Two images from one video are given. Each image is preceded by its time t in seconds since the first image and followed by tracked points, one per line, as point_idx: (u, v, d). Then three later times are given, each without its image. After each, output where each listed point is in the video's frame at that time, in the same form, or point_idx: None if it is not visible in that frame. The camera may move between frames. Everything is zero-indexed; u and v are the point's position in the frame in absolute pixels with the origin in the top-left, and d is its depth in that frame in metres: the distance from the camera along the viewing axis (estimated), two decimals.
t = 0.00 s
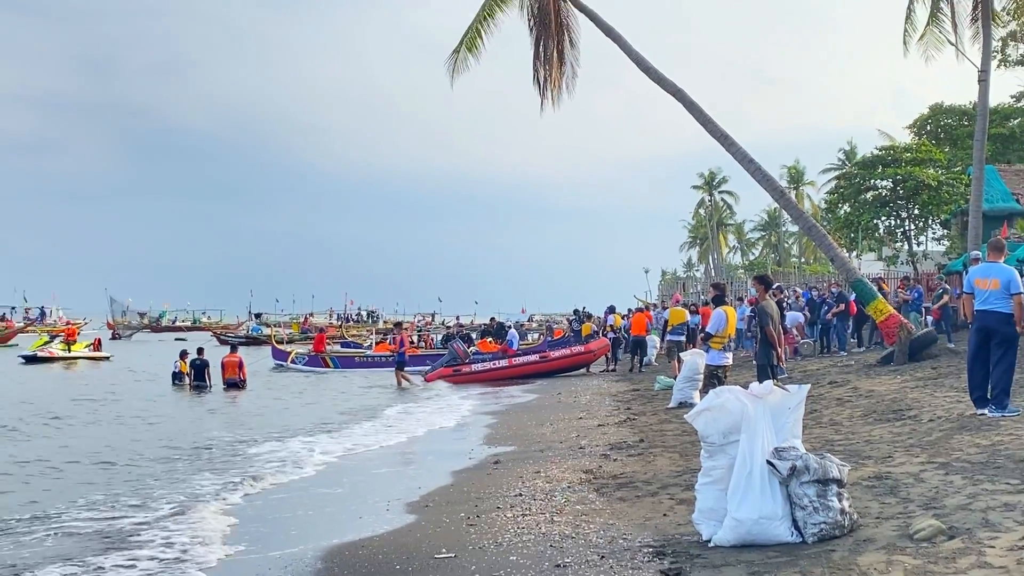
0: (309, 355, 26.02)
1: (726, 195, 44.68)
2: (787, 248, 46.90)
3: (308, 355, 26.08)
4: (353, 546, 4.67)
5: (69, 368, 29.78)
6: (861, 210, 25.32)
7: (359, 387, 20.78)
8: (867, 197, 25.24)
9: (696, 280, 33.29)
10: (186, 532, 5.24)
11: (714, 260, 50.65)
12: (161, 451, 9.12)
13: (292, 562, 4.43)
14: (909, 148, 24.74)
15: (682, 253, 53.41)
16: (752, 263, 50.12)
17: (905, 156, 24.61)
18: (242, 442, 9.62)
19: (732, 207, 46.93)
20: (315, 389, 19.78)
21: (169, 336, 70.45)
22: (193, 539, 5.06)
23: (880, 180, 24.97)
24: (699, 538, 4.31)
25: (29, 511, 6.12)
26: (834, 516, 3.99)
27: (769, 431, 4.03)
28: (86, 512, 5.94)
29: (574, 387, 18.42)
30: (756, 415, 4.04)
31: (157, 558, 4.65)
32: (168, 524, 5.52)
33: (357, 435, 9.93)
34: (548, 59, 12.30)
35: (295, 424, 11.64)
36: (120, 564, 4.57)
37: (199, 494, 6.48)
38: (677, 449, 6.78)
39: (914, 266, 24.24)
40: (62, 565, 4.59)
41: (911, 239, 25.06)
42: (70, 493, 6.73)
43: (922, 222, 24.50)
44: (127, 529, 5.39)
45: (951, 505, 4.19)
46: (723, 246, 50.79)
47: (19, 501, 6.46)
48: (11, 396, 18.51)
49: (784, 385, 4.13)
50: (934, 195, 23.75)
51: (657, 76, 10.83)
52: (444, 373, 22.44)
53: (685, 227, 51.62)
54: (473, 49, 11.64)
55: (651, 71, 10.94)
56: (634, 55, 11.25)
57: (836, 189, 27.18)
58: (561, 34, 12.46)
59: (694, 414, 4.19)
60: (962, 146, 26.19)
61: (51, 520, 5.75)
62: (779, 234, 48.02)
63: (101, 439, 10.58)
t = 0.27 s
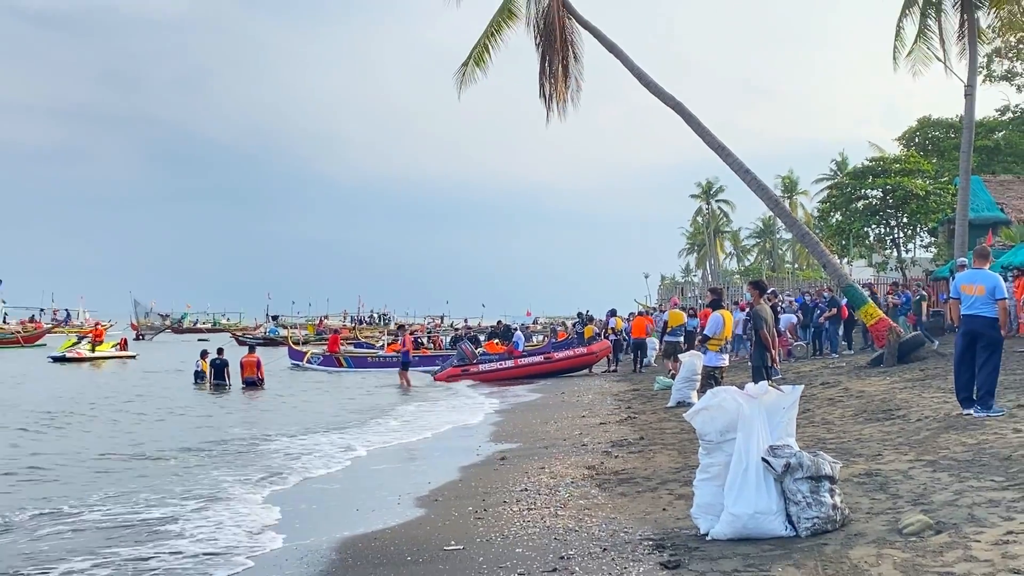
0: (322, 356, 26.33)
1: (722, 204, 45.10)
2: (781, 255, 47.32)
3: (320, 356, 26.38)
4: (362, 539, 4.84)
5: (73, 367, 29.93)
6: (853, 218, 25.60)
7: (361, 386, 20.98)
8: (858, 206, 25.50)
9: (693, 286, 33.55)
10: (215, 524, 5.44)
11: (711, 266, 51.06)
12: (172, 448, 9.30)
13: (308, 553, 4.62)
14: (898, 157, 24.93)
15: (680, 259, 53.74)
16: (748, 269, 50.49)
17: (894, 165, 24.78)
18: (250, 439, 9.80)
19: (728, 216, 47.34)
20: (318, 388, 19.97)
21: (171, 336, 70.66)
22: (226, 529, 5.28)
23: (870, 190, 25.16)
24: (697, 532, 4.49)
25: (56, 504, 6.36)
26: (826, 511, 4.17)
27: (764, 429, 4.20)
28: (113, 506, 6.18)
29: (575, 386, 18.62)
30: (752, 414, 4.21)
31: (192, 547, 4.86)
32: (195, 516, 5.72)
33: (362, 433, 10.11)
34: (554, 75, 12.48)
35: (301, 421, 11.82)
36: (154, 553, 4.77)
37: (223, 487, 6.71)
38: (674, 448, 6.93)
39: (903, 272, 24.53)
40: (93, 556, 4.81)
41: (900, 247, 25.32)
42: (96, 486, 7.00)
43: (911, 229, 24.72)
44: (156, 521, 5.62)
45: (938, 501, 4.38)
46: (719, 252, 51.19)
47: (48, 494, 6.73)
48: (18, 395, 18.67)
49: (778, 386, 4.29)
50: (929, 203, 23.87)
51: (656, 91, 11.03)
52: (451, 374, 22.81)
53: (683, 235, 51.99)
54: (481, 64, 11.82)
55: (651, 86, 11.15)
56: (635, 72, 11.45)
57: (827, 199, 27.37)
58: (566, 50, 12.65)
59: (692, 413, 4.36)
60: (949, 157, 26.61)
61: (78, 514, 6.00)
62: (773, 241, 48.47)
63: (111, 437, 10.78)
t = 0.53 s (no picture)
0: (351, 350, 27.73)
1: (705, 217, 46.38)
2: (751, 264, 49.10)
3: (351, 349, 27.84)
4: (386, 514, 5.68)
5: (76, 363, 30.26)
6: (814, 232, 26.09)
7: (362, 379, 21.65)
8: (819, 221, 25.99)
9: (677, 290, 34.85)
10: (262, 500, 6.25)
11: (692, 273, 52.70)
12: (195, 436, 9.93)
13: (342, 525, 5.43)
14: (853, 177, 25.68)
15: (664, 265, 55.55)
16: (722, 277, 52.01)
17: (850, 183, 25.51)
18: (266, 426, 10.44)
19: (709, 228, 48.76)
20: (321, 381, 20.63)
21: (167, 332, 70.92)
22: (271, 505, 6.09)
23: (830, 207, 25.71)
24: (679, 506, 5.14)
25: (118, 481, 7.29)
26: (791, 487, 4.79)
27: (737, 415, 4.81)
28: (169, 482, 7.05)
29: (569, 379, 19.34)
30: (726, 402, 4.82)
31: (243, 521, 5.70)
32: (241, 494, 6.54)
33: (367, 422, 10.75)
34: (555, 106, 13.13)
35: (308, 411, 12.48)
36: (210, 525, 5.62)
37: (264, 467, 7.52)
38: (656, 434, 7.57)
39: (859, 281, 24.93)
40: (158, 527, 5.66)
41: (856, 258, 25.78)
42: (148, 464, 7.90)
43: (865, 242, 25.25)
44: (208, 496, 6.47)
45: (890, 479, 5.03)
46: (699, 260, 52.97)
47: (109, 471, 7.68)
48: (29, 388, 19.10)
49: (750, 378, 4.90)
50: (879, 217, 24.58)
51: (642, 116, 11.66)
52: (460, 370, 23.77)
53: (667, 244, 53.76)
54: (490, 97, 12.40)
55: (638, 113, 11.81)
56: (626, 100, 12.03)
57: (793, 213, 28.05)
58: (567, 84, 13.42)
59: (675, 402, 4.96)
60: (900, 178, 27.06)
61: (141, 491, 6.90)
62: (746, 251, 50.36)
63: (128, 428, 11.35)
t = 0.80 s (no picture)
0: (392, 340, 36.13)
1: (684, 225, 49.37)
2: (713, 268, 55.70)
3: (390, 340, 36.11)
4: (413, 480, 7.43)
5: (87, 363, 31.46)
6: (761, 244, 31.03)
7: (365, 373, 23.24)
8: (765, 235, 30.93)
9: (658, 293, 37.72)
10: (312, 472, 8.12)
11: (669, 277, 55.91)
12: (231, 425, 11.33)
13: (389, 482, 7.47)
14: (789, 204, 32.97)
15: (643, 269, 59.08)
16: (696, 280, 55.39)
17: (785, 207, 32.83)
18: (291, 418, 11.92)
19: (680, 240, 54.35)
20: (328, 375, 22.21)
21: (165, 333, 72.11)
22: (318, 477, 7.92)
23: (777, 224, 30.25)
24: (651, 465, 6.47)
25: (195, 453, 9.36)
26: (739, 450, 6.03)
27: (695, 393, 6.03)
28: (238, 456, 9.05)
29: (555, 372, 21.04)
30: (687, 383, 6.04)
31: (297, 485, 7.58)
32: (296, 466, 8.44)
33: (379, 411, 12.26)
34: (552, 146, 16.21)
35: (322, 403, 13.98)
36: (274, 486, 7.53)
37: (310, 448, 9.37)
38: (632, 411, 8.96)
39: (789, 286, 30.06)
40: (236, 485, 7.62)
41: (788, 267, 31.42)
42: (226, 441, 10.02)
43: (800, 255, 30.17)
44: (269, 467, 8.41)
45: (818, 444, 6.33)
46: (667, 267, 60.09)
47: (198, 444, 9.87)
48: (54, 386, 20.31)
49: (706, 363, 6.11)
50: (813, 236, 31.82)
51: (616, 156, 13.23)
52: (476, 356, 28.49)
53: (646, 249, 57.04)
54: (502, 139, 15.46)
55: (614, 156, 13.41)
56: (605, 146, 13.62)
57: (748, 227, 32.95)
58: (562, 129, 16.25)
59: (647, 382, 6.18)
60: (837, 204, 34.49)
61: (217, 461, 8.90)
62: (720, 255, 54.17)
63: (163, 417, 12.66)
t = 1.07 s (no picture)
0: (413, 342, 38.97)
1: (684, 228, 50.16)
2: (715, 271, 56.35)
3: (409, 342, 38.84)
4: (423, 472, 7.87)
5: (98, 363, 32.06)
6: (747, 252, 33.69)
7: (371, 373, 23.80)
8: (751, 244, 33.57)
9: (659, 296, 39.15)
10: (327, 465, 8.57)
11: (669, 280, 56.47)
12: (247, 421, 11.82)
13: (397, 476, 7.81)
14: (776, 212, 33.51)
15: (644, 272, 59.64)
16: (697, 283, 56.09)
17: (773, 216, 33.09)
18: (302, 416, 12.38)
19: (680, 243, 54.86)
20: (335, 374, 22.73)
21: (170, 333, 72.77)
22: (332, 469, 8.38)
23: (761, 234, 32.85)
24: (647, 458, 6.88)
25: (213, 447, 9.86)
26: (729, 443, 6.43)
27: (688, 390, 6.43)
28: (255, 451, 9.51)
29: (556, 371, 21.57)
30: (681, 380, 6.43)
31: (312, 477, 8.05)
32: (309, 461, 8.82)
33: (388, 409, 12.75)
34: (553, 158, 16.62)
35: (332, 401, 14.48)
36: (287, 481, 7.90)
37: (323, 443, 9.82)
38: (627, 408, 9.37)
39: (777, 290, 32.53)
40: (254, 478, 8.09)
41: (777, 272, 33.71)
42: (240, 438, 10.39)
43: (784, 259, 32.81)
44: (285, 460, 8.87)
45: (804, 437, 6.73)
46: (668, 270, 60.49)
47: (214, 438, 10.27)
48: (71, 385, 20.88)
49: (698, 361, 6.50)
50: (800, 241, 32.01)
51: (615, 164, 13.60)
52: (484, 358, 30.80)
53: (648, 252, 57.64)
54: (504, 151, 16.06)
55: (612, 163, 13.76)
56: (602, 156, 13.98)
57: (735, 236, 35.41)
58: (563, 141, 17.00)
59: (642, 380, 6.62)
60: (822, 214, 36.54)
61: (235, 456, 9.38)
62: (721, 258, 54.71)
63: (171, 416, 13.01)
